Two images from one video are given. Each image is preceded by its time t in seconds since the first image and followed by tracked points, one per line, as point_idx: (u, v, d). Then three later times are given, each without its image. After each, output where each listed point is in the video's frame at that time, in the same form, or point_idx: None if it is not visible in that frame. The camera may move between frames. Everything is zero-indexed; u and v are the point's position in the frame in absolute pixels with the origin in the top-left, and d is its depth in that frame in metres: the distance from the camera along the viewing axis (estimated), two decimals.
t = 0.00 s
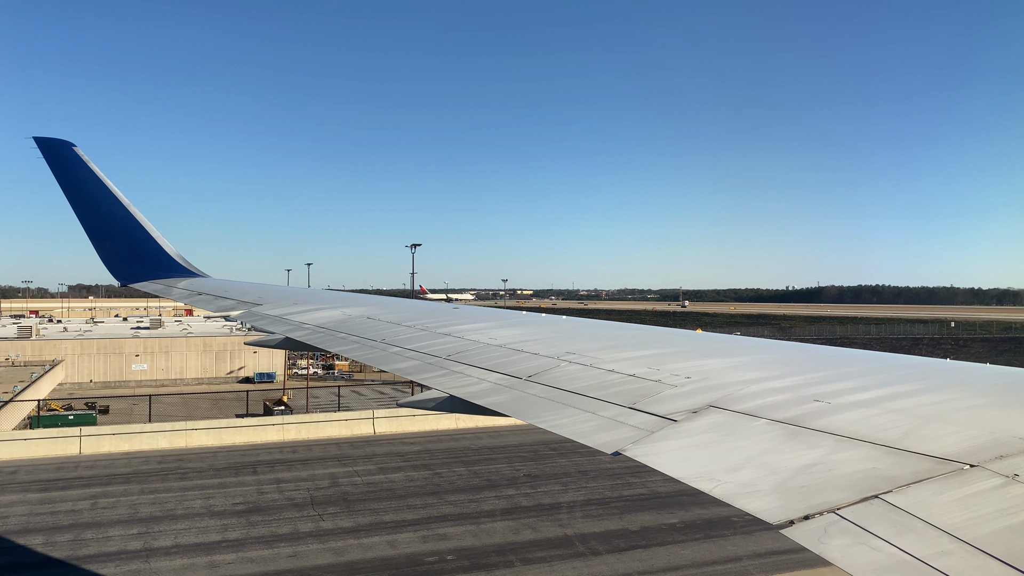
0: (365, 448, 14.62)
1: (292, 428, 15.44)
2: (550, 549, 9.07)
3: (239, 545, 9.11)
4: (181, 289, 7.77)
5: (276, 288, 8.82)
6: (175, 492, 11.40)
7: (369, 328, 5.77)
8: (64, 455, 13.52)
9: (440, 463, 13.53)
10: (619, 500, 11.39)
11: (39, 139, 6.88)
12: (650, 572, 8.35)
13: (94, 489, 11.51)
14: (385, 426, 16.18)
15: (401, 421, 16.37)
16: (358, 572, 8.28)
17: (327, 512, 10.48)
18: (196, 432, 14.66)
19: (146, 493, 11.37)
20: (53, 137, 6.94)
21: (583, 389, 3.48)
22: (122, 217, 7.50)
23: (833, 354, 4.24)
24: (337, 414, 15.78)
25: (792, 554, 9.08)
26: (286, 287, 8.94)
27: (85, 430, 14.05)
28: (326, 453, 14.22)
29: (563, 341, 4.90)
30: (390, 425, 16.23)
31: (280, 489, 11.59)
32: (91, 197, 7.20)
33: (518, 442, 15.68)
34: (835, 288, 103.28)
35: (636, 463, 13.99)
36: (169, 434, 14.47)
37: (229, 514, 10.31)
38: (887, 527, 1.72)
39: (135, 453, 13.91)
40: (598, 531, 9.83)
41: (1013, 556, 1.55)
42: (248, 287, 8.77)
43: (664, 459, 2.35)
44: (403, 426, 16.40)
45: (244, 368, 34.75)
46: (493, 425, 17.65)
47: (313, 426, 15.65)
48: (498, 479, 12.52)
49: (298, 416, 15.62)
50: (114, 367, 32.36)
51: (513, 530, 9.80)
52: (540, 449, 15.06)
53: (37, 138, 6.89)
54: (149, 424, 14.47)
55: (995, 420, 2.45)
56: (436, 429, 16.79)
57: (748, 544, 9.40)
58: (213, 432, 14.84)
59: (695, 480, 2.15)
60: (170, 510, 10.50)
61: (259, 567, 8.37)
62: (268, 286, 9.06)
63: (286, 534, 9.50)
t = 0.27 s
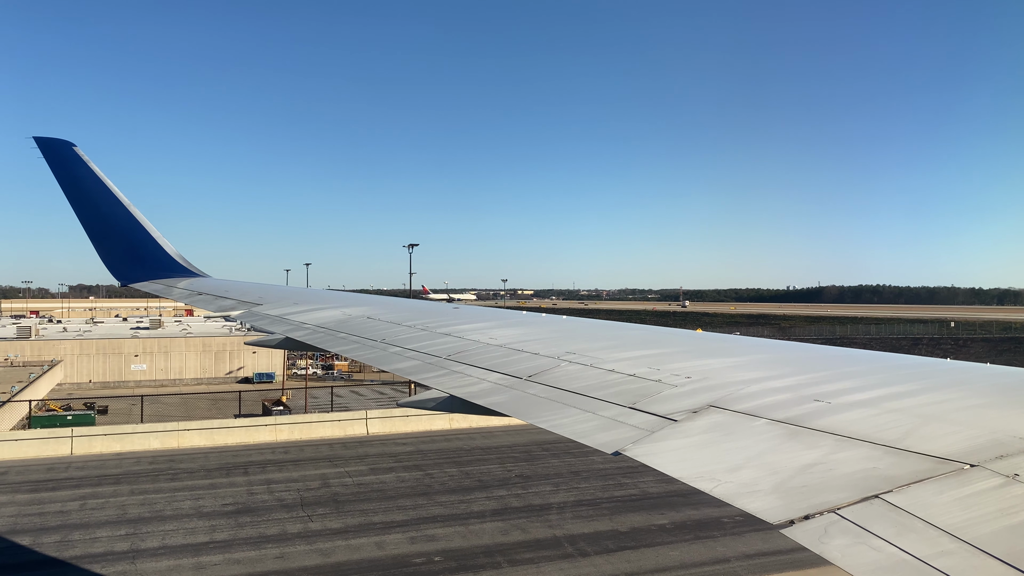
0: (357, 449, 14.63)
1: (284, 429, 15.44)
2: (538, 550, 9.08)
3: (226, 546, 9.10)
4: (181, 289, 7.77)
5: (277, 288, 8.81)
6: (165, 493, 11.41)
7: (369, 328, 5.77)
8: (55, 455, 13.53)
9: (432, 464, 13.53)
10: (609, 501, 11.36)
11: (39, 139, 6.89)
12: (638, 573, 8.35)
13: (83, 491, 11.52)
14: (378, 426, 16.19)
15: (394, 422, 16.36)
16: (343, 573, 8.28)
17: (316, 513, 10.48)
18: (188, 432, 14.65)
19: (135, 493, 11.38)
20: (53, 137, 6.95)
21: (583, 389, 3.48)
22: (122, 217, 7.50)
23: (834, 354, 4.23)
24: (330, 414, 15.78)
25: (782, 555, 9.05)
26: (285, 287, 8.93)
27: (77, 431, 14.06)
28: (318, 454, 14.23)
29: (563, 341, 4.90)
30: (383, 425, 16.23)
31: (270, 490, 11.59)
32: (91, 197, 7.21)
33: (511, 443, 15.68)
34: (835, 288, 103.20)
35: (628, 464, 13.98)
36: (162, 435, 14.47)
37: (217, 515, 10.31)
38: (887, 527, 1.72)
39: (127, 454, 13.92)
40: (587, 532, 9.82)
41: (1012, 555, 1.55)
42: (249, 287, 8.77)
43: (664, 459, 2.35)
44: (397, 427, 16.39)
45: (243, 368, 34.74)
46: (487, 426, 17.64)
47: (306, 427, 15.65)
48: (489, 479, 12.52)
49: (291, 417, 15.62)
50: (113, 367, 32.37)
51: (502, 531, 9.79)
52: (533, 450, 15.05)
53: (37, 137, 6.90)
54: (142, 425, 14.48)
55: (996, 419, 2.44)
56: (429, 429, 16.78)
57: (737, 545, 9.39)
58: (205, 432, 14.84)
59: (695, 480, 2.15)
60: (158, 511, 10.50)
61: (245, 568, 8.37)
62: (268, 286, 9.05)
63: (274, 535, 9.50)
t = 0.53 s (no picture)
0: (350, 449, 14.63)
1: (277, 430, 15.44)
2: (526, 552, 9.08)
3: (213, 548, 9.10)
4: (181, 289, 7.76)
5: (277, 288, 8.81)
6: (154, 494, 11.40)
7: (369, 328, 5.77)
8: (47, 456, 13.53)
9: (424, 464, 13.53)
10: (599, 502, 11.35)
11: (38, 139, 6.87)
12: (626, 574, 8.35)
13: (73, 491, 11.52)
14: (371, 427, 16.20)
15: (387, 423, 16.36)
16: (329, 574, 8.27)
17: (305, 513, 10.48)
18: (181, 433, 14.64)
19: (125, 494, 11.37)
20: (53, 137, 6.94)
21: (583, 389, 3.48)
22: (122, 217, 7.50)
23: (834, 354, 4.23)
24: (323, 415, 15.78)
25: (772, 556, 9.04)
26: (285, 287, 8.93)
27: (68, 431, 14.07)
28: (311, 454, 14.23)
29: (563, 341, 4.89)
30: (376, 426, 16.22)
31: (259, 491, 11.58)
32: (91, 196, 7.20)
33: (504, 443, 15.68)
34: (835, 288, 103.17)
35: (621, 464, 13.97)
36: (154, 435, 14.48)
37: (206, 516, 10.31)
38: (887, 526, 1.72)
39: (118, 455, 13.93)
40: (577, 532, 9.83)
41: (1012, 555, 1.55)
42: (249, 287, 8.77)
43: (664, 459, 2.36)
44: (390, 428, 16.38)
45: (242, 368, 34.72)
46: (481, 426, 17.64)
47: (299, 427, 15.64)
48: (480, 480, 12.50)
49: (284, 418, 15.62)
50: (112, 368, 32.38)
51: (491, 532, 9.79)
52: (526, 450, 15.05)
53: (37, 137, 6.88)
54: (134, 425, 14.50)
55: (996, 419, 2.44)
56: (423, 429, 16.77)
57: (726, 547, 9.38)
58: (198, 433, 14.83)
59: (694, 480, 2.15)
60: (147, 512, 10.49)
61: (231, 570, 8.37)
62: (267, 286, 9.04)
63: (262, 537, 9.50)
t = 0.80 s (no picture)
0: (342, 450, 14.63)
1: (270, 430, 15.44)
2: (514, 553, 9.08)
3: (200, 549, 9.10)
4: (181, 289, 7.78)
5: (277, 288, 8.81)
6: (144, 495, 11.39)
7: (369, 328, 5.77)
8: (38, 456, 13.53)
9: (416, 465, 13.52)
10: (590, 503, 11.34)
11: (39, 139, 6.88)
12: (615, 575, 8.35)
13: (63, 492, 11.51)
14: (364, 428, 16.21)
15: (380, 424, 16.36)
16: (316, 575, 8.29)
17: (294, 514, 10.49)
18: (173, 433, 14.65)
19: (115, 495, 11.37)
20: (54, 137, 6.95)
21: (583, 389, 3.48)
22: (122, 217, 7.50)
23: (834, 354, 4.24)
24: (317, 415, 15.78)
25: (762, 557, 9.03)
26: (284, 287, 8.93)
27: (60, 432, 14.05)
28: (303, 455, 14.23)
29: (563, 341, 4.90)
30: (369, 427, 16.23)
31: (250, 492, 11.57)
32: (92, 196, 7.20)
33: (497, 444, 15.67)
34: (834, 288, 103.17)
35: (614, 465, 13.96)
36: (146, 436, 14.49)
37: (195, 517, 10.30)
38: (887, 526, 1.72)
39: (110, 455, 13.95)
40: (566, 533, 9.83)
41: (1013, 555, 1.55)
42: (250, 287, 8.78)
43: (664, 459, 2.35)
44: (383, 429, 16.39)
45: (241, 368, 34.69)
46: (475, 427, 17.63)
47: (292, 428, 15.64)
48: (472, 481, 12.50)
49: (277, 419, 15.61)
50: (111, 368, 32.41)
51: (480, 533, 9.79)
52: (519, 451, 15.05)
53: (37, 137, 6.89)
54: (127, 426, 14.52)
55: (996, 419, 2.44)
56: (417, 430, 16.77)
57: (716, 548, 9.37)
58: (190, 433, 14.82)
59: (695, 480, 2.15)
60: (136, 513, 10.49)
61: (218, 571, 8.38)
62: (268, 286, 9.05)
63: (250, 538, 9.51)
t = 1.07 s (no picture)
0: (335, 451, 14.62)
1: (263, 430, 15.43)
2: (502, 554, 9.08)
3: (187, 550, 9.09)
4: (182, 289, 7.80)
5: (277, 288, 8.82)
6: (134, 496, 11.39)
7: (370, 328, 5.78)
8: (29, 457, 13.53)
9: (408, 466, 13.51)
10: (581, 504, 11.34)
11: (39, 139, 6.88)
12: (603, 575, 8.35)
13: (53, 493, 11.51)
14: (357, 429, 16.21)
15: (374, 424, 16.36)
16: None
17: (283, 515, 10.48)
18: (165, 434, 14.65)
19: (104, 496, 11.37)
20: (54, 138, 6.95)
21: (584, 389, 3.49)
22: (123, 217, 7.50)
23: (834, 354, 4.24)
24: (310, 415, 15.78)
25: (751, 558, 9.03)
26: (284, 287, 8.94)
27: (52, 432, 14.04)
28: (295, 456, 14.23)
29: (564, 342, 4.90)
30: (363, 427, 16.24)
31: (240, 493, 11.57)
32: (92, 197, 7.20)
33: (491, 445, 15.67)
34: (835, 287, 103.15)
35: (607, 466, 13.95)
36: (138, 436, 14.51)
37: (183, 519, 10.30)
38: (888, 527, 1.72)
39: (101, 456, 13.96)
40: (556, 534, 9.83)
41: (1013, 556, 1.55)
42: (250, 288, 8.79)
43: (665, 459, 2.36)
44: (377, 429, 16.39)
45: (240, 368, 34.66)
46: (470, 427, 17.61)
47: (285, 428, 15.64)
48: (464, 482, 12.49)
49: (270, 419, 15.60)
50: (111, 368, 32.43)
51: (469, 534, 9.78)
52: (512, 452, 15.04)
53: (37, 137, 6.89)
54: (119, 427, 14.55)
55: (997, 420, 2.44)
56: (411, 430, 16.75)
57: (706, 549, 9.35)
58: (182, 433, 14.82)
59: (696, 480, 2.15)
60: (125, 514, 10.48)
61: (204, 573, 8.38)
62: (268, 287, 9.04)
63: (238, 539, 9.51)
